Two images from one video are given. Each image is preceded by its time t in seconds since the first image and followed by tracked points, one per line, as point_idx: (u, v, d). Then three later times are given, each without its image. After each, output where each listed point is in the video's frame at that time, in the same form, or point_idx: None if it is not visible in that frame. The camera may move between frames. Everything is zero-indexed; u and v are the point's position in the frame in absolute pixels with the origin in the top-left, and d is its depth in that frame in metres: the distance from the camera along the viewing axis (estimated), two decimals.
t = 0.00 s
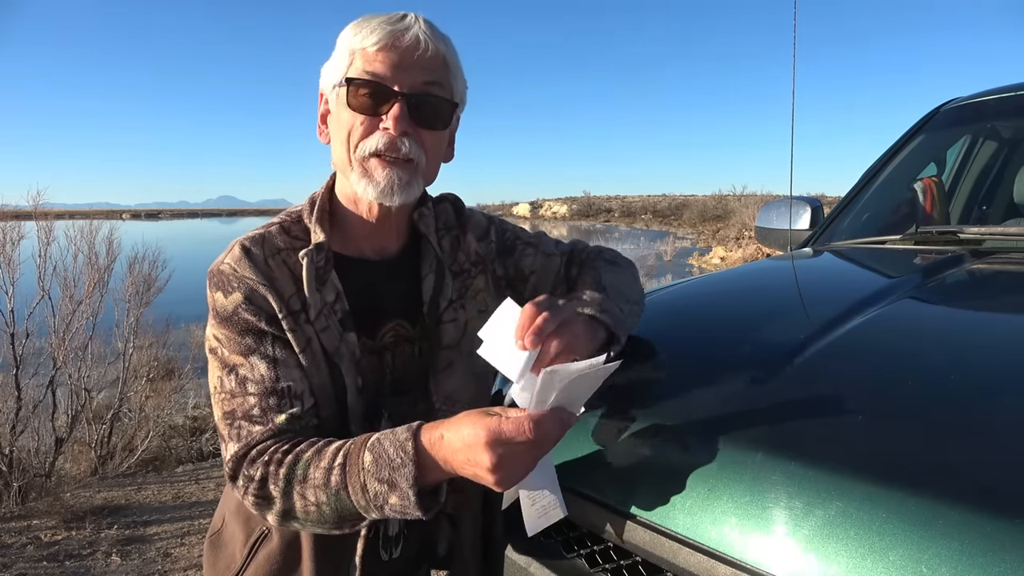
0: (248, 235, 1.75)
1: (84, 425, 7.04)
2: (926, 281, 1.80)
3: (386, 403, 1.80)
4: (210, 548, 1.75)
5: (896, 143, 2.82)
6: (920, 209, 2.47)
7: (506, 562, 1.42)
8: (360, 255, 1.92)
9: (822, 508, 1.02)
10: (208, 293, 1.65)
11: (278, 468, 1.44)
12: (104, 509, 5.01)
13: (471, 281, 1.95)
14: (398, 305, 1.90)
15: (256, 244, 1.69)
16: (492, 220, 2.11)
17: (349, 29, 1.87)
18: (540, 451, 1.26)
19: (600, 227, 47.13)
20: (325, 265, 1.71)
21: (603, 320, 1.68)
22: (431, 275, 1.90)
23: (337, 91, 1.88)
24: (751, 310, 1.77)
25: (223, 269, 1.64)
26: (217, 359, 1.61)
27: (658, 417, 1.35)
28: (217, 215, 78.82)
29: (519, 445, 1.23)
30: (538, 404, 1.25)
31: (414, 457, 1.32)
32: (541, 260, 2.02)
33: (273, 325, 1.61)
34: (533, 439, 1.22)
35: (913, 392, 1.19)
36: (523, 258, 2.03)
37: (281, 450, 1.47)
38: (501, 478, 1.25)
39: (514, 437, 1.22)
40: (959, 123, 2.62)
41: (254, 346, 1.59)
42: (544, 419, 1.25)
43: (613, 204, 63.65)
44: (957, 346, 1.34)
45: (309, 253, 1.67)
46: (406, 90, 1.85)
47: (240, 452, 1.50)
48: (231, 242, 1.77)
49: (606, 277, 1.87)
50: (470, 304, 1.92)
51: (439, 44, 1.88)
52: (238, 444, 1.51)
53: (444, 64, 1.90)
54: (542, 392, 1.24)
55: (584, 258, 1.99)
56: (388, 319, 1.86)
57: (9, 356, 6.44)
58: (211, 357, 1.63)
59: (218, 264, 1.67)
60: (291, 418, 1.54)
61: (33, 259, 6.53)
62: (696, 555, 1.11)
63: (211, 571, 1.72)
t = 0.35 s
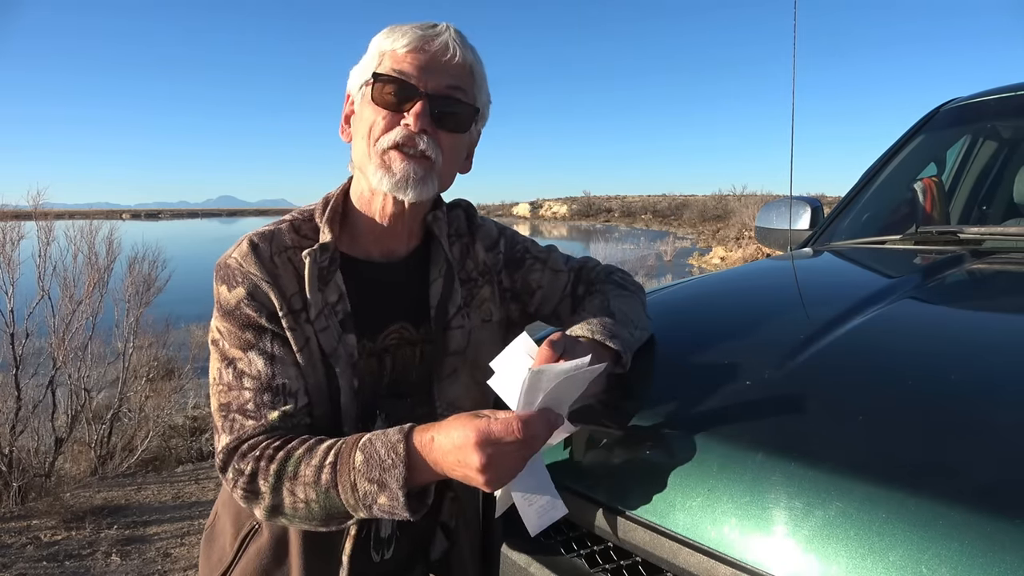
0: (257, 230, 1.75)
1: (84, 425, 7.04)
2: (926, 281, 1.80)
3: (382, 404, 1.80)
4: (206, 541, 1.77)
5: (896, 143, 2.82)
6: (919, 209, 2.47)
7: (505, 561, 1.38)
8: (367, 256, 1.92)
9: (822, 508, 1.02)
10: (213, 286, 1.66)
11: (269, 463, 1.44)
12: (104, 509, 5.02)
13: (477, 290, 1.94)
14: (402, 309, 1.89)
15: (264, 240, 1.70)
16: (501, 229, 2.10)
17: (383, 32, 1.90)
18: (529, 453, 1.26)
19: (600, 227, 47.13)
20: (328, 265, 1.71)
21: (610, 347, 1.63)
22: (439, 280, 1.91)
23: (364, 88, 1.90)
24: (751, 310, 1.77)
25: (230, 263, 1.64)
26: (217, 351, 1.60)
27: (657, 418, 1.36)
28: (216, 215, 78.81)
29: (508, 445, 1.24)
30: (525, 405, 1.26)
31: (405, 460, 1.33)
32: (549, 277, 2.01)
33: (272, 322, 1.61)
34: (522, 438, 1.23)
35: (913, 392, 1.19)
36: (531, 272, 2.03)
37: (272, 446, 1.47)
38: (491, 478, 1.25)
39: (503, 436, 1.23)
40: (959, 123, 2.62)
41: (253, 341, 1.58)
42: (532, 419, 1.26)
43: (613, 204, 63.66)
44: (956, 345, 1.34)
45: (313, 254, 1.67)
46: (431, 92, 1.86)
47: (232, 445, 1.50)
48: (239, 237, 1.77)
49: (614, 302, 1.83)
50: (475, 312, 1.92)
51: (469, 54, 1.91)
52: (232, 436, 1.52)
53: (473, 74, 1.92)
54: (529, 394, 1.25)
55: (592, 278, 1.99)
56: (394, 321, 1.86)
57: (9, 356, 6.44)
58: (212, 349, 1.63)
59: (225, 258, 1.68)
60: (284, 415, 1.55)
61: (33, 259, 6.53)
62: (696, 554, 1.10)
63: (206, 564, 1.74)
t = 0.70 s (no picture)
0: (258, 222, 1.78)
1: (84, 425, 7.05)
2: (926, 281, 1.80)
3: (369, 406, 1.77)
4: (174, 539, 1.76)
5: (896, 143, 2.82)
6: (919, 209, 2.47)
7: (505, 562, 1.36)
8: (362, 258, 1.92)
9: (822, 508, 1.02)
10: (209, 272, 1.66)
11: (248, 449, 1.43)
12: (104, 509, 5.02)
13: (475, 297, 1.95)
14: (396, 313, 1.89)
15: (264, 232, 1.72)
16: (498, 237, 2.11)
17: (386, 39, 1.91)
18: (518, 441, 1.27)
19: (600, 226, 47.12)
20: (325, 260, 1.73)
21: (611, 345, 1.63)
22: (437, 288, 1.88)
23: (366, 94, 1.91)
24: (751, 310, 1.77)
25: (229, 250, 1.66)
26: (205, 336, 1.59)
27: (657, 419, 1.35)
28: (217, 215, 78.81)
29: (497, 434, 1.25)
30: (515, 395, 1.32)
31: (389, 450, 1.33)
32: (548, 282, 2.02)
33: (264, 311, 1.61)
34: (512, 427, 1.24)
35: (913, 392, 1.19)
36: (530, 278, 2.03)
37: (253, 433, 1.46)
38: (479, 467, 1.25)
39: (493, 425, 1.24)
40: (959, 123, 2.62)
41: (244, 328, 1.58)
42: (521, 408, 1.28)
43: (613, 204, 63.65)
44: (956, 345, 1.34)
45: (312, 246, 1.70)
46: (431, 98, 1.86)
47: (211, 429, 1.49)
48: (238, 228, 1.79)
49: (614, 303, 1.84)
50: (472, 320, 1.92)
51: (470, 62, 1.91)
52: (211, 420, 1.50)
53: (473, 81, 1.93)
54: (520, 381, 1.31)
55: (591, 279, 2.01)
56: (386, 323, 1.86)
57: (9, 356, 6.44)
58: (200, 333, 1.62)
59: (223, 246, 1.69)
60: (267, 404, 1.53)
61: (33, 259, 6.53)
62: (696, 555, 1.10)
63: (172, 562, 1.72)
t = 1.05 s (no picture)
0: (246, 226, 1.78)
1: (84, 425, 7.05)
2: (926, 281, 1.79)
3: (354, 410, 1.76)
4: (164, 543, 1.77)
5: (896, 144, 2.82)
6: (920, 209, 2.47)
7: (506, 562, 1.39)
8: (348, 262, 1.91)
9: (822, 508, 1.02)
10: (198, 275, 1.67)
11: (234, 447, 1.43)
12: (104, 509, 5.02)
13: (467, 302, 1.95)
14: (384, 317, 1.88)
15: (251, 236, 1.72)
16: (492, 242, 2.10)
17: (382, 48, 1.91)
18: (498, 441, 1.26)
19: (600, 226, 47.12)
20: (312, 263, 1.72)
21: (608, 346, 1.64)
22: (426, 293, 1.89)
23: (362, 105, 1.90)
24: (751, 310, 1.77)
25: (217, 253, 1.67)
26: (194, 337, 1.60)
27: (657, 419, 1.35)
28: (216, 215, 78.81)
29: (478, 432, 1.24)
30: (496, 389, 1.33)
31: (372, 449, 1.32)
32: (543, 286, 2.02)
33: (251, 312, 1.61)
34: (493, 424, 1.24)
35: (913, 392, 1.19)
36: (525, 282, 2.02)
37: (240, 431, 1.46)
38: (458, 466, 1.24)
39: (475, 421, 1.23)
40: (959, 123, 2.62)
41: (231, 328, 1.58)
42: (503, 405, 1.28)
43: (613, 204, 63.66)
44: (956, 345, 1.34)
45: (298, 249, 1.69)
46: (428, 111, 1.87)
47: (198, 426, 1.49)
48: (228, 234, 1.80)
49: (609, 303, 1.84)
50: (465, 324, 1.93)
51: (465, 75, 1.93)
52: (198, 418, 1.50)
53: (467, 94, 1.94)
54: (502, 375, 1.34)
55: (586, 282, 2.00)
56: (372, 327, 1.85)
57: (9, 356, 6.44)
58: (189, 334, 1.62)
59: (212, 249, 1.70)
60: (254, 402, 1.54)
61: (33, 259, 6.53)
62: (696, 555, 1.10)
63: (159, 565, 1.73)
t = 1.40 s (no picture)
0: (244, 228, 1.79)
1: (84, 425, 7.05)
2: (926, 281, 1.80)
3: (359, 406, 1.76)
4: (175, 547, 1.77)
5: (896, 143, 2.82)
6: (919, 209, 2.47)
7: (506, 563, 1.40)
8: (344, 260, 1.92)
9: (822, 508, 1.02)
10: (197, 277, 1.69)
11: (225, 441, 1.43)
12: (104, 509, 5.02)
13: (462, 297, 1.95)
14: (381, 313, 1.87)
15: (248, 236, 1.73)
16: (489, 239, 2.10)
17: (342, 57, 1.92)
18: (460, 426, 1.23)
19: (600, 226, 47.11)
20: (308, 261, 1.72)
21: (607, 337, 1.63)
22: (423, 289, 1.89)
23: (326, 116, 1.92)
24: (751, 309, 1.77)
25: (214, 255, 1.68)
26: (194, 338, 1.63)
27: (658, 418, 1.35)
28: (216, 215, 78.82)
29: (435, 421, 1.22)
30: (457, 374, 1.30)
31: (348, 442, 1.31)
32: (539, 282, 2.02)
33: (247, 309, 1.62)
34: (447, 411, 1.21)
35: (913, 391, 1.19)
36: (520, 278, 2.02)
37: (233, 425, 1.46)
38: (422, 455, 1.23)
39: (428, 410, 1.22)
40: (959, 123, 2.62)
41: (229, 326, 1.60)
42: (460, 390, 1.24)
43: (613, 204, 63.66)
44: (956, 345, 1.34)
45: (293, 248, 1.69)
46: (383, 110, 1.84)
47: (197, 423, 1.49)
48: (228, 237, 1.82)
49: (607, 298, 1.84)
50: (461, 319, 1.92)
51: (422, 68, 1.88)
52: (197, 414, 1.51)
53: (424, 85, 1.89)
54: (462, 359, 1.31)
55: (583, 280, 2.00)
56: (372, 322, 1.85)
57: (9, 356, 6.44)
58: (189, 336, 1.65)
59: (210, 251, 1.71)
60: (252, 397, 1.55)
61: (33, 259, 6.53)
62: (696, 555, 1.10)
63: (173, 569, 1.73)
